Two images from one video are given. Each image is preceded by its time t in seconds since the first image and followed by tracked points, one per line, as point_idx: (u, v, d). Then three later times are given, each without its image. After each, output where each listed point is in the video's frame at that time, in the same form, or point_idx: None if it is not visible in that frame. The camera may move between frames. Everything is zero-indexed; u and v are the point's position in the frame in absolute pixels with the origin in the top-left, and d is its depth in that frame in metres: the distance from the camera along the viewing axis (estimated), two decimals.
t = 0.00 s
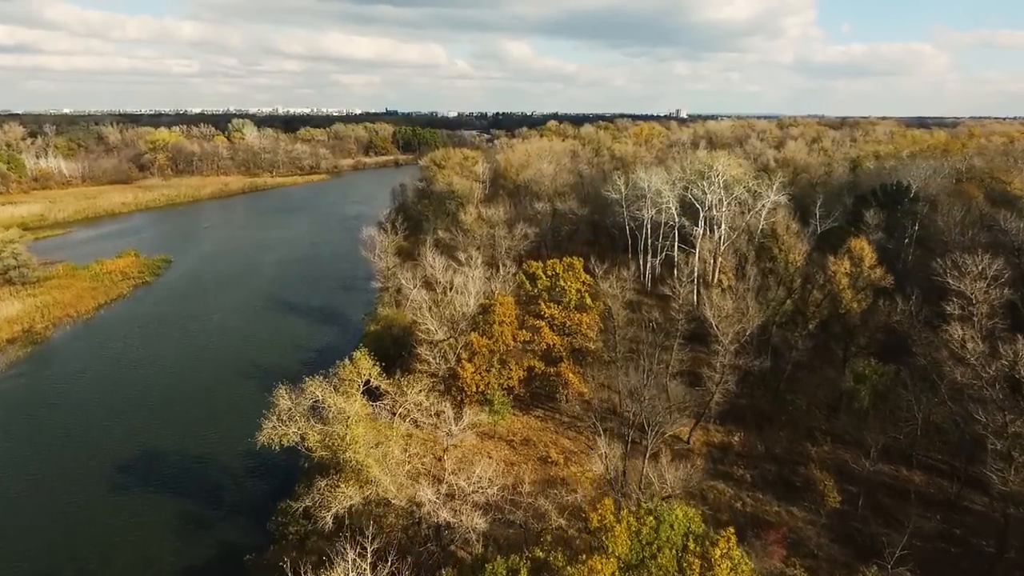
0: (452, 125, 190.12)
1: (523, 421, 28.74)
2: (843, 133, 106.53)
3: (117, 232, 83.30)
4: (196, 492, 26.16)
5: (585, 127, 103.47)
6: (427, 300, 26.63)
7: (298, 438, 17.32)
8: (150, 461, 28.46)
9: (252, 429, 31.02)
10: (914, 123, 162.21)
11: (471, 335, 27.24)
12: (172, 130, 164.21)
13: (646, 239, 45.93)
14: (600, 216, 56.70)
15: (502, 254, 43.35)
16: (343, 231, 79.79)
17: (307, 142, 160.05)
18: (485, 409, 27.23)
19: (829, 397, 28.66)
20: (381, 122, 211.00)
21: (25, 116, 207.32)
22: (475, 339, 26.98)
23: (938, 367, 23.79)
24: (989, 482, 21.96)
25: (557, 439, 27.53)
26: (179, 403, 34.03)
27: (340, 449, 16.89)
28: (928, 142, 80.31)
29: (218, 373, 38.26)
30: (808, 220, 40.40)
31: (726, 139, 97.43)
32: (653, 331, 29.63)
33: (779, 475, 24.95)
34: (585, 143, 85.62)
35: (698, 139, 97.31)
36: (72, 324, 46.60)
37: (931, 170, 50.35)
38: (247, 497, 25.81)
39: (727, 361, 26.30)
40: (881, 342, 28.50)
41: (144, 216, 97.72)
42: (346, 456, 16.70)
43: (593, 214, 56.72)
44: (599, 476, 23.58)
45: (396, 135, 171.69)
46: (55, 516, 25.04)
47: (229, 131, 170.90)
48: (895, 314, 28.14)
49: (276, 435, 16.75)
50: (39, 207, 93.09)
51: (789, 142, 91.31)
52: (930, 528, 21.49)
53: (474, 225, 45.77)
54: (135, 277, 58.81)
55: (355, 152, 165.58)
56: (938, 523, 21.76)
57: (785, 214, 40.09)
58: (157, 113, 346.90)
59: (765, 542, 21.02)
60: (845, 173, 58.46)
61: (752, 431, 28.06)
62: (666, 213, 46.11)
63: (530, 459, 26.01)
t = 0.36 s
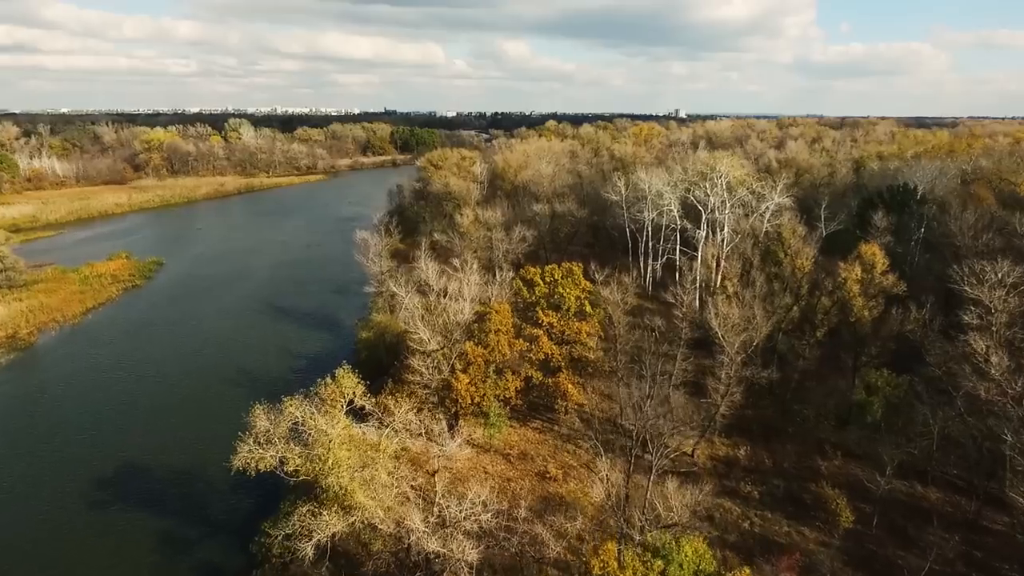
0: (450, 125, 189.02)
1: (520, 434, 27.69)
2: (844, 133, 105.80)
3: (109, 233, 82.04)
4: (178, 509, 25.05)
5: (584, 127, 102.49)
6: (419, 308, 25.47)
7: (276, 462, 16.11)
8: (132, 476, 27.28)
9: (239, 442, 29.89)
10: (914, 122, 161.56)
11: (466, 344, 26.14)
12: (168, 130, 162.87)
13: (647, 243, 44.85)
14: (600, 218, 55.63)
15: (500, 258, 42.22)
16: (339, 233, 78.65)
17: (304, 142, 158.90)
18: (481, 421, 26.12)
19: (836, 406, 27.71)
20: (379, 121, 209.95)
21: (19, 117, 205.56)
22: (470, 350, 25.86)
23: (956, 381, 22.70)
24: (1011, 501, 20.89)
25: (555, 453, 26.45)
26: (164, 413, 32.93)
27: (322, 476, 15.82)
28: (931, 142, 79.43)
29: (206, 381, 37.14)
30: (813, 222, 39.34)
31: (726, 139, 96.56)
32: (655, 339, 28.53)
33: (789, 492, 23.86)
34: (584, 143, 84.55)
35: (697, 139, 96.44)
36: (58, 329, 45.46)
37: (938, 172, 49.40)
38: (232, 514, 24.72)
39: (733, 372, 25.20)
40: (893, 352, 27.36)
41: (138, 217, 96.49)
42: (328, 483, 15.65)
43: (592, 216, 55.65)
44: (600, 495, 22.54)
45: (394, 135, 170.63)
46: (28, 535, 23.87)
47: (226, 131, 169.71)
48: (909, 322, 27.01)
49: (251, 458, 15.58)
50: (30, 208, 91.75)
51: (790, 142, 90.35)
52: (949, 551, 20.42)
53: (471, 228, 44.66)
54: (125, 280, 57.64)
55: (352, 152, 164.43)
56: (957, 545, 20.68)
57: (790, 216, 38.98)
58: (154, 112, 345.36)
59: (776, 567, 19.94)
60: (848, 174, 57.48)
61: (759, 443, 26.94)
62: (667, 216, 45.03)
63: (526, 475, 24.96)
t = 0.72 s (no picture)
0: (448, 126, 187.78)
1: (517, 449, 26.56)
2: (845, 133, 104.75)
3: (100, 235, 80.70)
4: (157, 530, 23.80)
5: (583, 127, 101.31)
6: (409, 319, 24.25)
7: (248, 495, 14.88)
8: (109, 494, 25.99)
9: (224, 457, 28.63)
10: (914, 123, 160.78)
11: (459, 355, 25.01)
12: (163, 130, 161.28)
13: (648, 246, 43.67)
14: (599, 220, 54.41)
15: (496, 262, 40.98)
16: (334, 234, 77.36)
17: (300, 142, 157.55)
18: (475, 435, 25.08)
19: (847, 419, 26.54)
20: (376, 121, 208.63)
21: (13, 116, 203.83)
22: (464, 362, 24.66)
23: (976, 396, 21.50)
24: None
25: (552, 469, 25.36)
26: (147, 425, 31.70)
27: (300, 507, 14.59)
28: (935, 142, 78.33)
29: (192, 390, 35.89)
30: (819, 226, 38.17)
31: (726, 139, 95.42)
32: (658, 349, 27.29)
33: (800, 512, 22.67)
34: (582, 144, 83.35)
35: (696, 138, 95.35)
36: (43, 336, 44.19)
37: (945, 173, 48.29)
38: (214, 536, 23.47)
39: (741, 385, 23.94)
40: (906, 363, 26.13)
41: (130, 218, 95.11)
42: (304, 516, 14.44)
43: (591, 218, 54.43)
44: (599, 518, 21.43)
45: (391, 135, 169.31)
46: None
47: (221, 131, 168.22)
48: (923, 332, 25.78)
49: (221, 490, 14.42)
50: (20, 209, 90.29)
51: (791, 142, 89.26)
52: None
53: (467, 231, 43.41)
54: (113, 284, 56.31)
55: (349, 152, 163.10)
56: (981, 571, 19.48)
57: (795, 219, 37.78)
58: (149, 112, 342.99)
59: None
60: (852, 175, 56.37)
61: (766, 458, 25.75)
62: (668, 218, 43.87)
63: (524, 496, 23.86)
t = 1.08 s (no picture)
0: (445, 126, 186.65)
1: (514, 463, 25.52)
2: (846, 133, 103.86)
3: (92, 237, 79.51)
4: (135, 553, 22.67)
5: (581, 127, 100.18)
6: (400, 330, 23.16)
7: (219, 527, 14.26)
8: (86, 511, 24.87)
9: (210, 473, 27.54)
10: (914, 122, 160.06)
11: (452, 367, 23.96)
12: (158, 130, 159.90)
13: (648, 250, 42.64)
14: (599, 222, 53.33)
15: (493, 266, 39.87)
16: (329, 236, 76.21)
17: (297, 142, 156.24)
18: (470, 450, 24.04)
19: (857, 432, 25.50)
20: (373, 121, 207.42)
21: (8, 117, 202.31)
22: (458, 374, 23.58)
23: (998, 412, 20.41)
24: None
25: (550, 485, 24.26)
26: (130, 437, 30.61)
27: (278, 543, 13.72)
28: (938, 143, 77.34)
29: (178, 399, 34.74)
30: (825, 229, 37.11)
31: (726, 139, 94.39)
32: (661, 359, 26.14)
33: (811, 532, 21.60)
34: (581, 144, 82.27)
35: (696, 139, 94.46)
36: (27, 343, 43.04)
37: (952, 173, 47.28)
38: (194, 560, 22.34)
39: (748, 398, 22.82)
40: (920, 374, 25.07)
41: (123, 220, 93.87)
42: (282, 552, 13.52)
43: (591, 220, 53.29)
44: (599, 540, 20.36)
45: (389, 135, 168.10)
46: None
47: (217, 131, 166.89)
48: (938, 341, 24.66)
49: (188, 523, 13.90)
50: (11, 211, 88.95)
51: (792, 142, 88.28)
52: None
53: (463, 233, 42.25)
54: (102, 288, 55.15)
55: (346, 152, 161.93)
56: None
57: (800, 222, 36.70)
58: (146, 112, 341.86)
59: None
60: (855, 177, 55.34)
61: (774, 474, 24.67)
62: (669, 221, 42.83)
63: (521, 515, 22.85)
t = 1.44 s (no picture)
0: (442, 126, 185.10)
1: (511, 481, 24.20)
2: (847, 132, 102.63)
3: (82, 240, 78.06)
4: None
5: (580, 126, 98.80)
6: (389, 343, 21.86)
7: None
8: (59, 536, 23.59)
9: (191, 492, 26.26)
10: (913, 121, 159.08)
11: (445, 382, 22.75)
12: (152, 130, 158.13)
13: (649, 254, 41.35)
14: (598, 224, 52.03)
15: (490, 271, 38.49)
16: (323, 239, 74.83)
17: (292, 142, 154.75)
18: (464, 469, 22.77)
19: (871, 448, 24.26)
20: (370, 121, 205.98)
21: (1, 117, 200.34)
22: (451, 390, 22.27)
23: None
24: None
25: (550, 506, 22.95)
26: (110, 453, 29.33)
27: None
28: (942, 143, 76.19)
29: (162, 412, 33.42)
30: (833, 232, 35.90)
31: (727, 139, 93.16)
32: (665, 372, 24.85)
33: (826, 558, 20.33)
34: (580, 144, 80.94)
35: (695, 138, 93.25)
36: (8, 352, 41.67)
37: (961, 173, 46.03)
38: None
39: (758, 415, 21.53)
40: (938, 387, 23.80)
41: (114, 222, 92.40)
42: None
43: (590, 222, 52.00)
44: (600, 571, 19.08)
45: (386, 135, 166.62)
46: None
47: (212, 132, 165.31)
48: (957, 353, 23.40)
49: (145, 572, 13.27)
50: None
51: (794, 141, 87.04)
52: None
53: (458, 237, 40.95)
54: (88, 293, 53.72)
55: (342, 152, 160.45)
56: None
57: (807, 225, 35.42)
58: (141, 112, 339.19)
59: None
60: (860, 177, 54.10)
61: (785, 493, 23.40)
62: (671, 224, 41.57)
63: (519, 540, 21.52)
